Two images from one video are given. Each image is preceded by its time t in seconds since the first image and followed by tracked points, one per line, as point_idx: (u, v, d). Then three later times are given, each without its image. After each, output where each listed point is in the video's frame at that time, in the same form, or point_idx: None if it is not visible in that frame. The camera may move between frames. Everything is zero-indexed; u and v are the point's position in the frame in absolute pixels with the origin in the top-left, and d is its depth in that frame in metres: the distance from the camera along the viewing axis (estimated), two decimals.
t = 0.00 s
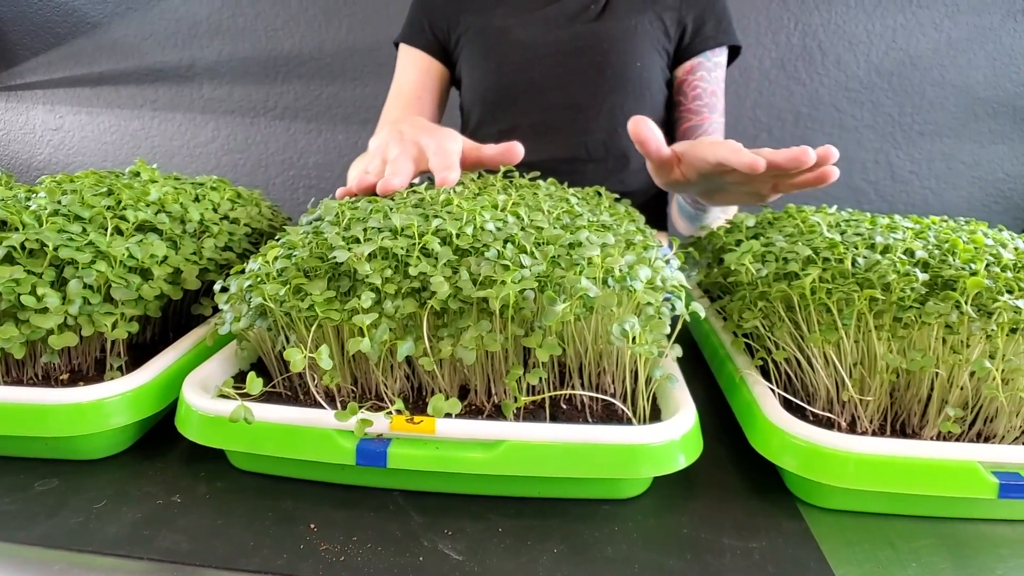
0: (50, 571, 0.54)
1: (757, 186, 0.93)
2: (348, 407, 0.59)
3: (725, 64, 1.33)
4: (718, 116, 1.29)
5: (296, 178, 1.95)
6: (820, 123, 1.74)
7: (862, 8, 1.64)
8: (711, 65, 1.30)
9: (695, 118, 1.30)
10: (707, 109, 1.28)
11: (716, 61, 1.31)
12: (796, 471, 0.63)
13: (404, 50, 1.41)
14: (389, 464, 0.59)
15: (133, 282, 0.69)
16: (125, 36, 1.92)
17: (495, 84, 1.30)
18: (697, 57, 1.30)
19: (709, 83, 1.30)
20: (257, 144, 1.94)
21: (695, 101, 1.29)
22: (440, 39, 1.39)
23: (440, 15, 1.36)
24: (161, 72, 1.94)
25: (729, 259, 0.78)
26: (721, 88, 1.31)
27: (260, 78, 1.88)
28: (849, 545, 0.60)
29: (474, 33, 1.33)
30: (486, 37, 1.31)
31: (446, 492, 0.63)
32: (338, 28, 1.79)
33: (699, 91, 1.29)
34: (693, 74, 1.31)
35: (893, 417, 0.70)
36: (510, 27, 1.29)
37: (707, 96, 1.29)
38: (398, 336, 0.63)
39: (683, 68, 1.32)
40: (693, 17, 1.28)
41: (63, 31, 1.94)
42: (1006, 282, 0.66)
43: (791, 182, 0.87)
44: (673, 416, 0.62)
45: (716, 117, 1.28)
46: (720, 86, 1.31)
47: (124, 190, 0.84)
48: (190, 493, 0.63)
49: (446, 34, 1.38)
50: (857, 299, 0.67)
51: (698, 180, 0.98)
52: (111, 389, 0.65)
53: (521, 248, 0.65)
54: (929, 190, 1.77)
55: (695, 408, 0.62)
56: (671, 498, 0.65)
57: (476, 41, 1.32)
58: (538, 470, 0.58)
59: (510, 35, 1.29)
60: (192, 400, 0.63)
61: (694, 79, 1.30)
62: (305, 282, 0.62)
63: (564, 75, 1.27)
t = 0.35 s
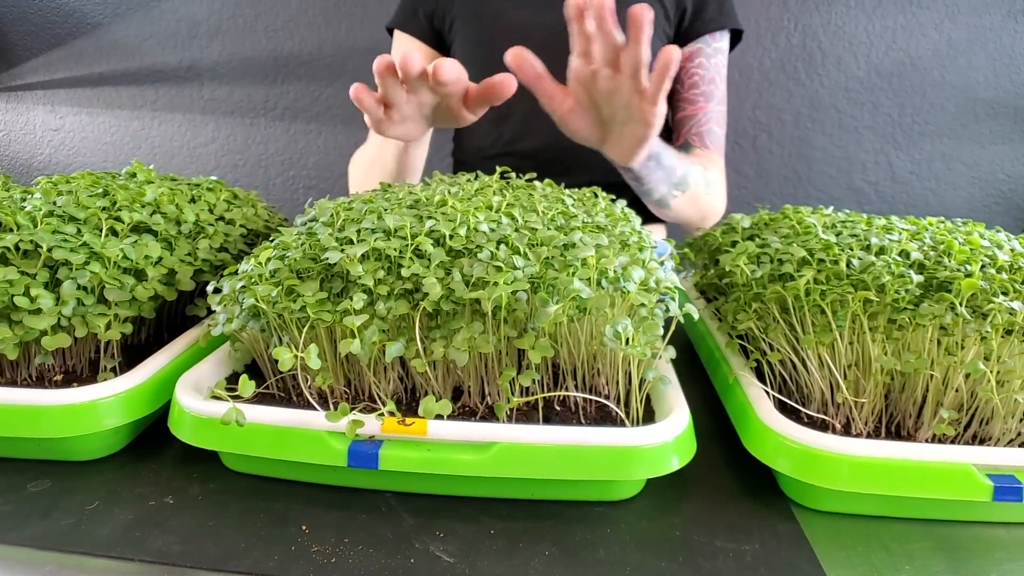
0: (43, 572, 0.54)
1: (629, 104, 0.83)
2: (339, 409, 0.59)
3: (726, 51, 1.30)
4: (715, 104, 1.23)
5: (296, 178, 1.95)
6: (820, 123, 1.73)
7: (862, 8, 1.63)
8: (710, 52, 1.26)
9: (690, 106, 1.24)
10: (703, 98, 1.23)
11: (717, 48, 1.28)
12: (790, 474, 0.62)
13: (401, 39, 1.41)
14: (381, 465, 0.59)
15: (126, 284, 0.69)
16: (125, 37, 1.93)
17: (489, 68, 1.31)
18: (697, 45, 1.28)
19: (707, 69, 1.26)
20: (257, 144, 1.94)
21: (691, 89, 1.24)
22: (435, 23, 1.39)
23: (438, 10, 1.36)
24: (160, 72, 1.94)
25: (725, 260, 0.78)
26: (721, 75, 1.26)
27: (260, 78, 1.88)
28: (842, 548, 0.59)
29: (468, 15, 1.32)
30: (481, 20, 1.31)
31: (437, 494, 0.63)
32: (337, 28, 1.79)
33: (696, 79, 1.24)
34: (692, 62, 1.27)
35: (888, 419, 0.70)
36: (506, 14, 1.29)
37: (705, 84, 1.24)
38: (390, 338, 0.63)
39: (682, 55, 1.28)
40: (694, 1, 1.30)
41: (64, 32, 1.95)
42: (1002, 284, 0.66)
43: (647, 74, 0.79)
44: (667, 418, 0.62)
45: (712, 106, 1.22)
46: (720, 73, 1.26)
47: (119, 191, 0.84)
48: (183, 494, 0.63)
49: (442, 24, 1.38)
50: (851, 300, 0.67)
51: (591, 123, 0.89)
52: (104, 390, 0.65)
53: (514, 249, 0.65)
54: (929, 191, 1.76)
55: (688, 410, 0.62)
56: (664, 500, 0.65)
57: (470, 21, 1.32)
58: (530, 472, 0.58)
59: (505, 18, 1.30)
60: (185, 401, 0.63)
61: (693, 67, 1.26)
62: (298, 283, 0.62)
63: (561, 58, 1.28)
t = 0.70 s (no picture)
0: None
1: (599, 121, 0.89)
2: (336, 412, 0.59)
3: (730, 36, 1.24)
4: (719, 100, 1.23)
5: (296, 180, 1.95)
6: (820, 125, 1.73)
7: (862, 9, 1.63)
8: (711, 43, 1.22)
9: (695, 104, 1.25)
10: (706, 96, 1.23)
11: (721, 37, 1.23)
12: (788, 477, 0.62)
13: (388, 27, 1.40)
14: (378, 469, 0.59)
15: (125, 286, 0.70)
16: (124, 38, 1.93)
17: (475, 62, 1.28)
18: (697, 37, 1.23)
19: (710, 64, 1.23)
20: (256, 145, 1.94)
21: (694, 88, 1.24)
22: (421, 11, 1.35)
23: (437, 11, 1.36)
24: (161, 74, 1.94)
25: (723, 263, 0.78)
26: (724, 66, 1.23)
27: (260, 80, 1.88)
28: (840, 553, 0.59)
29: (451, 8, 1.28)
30: (466, 12, 1.27)
31: (435, 497, 0.63)
32: (336, 29, 1.79)
33: (698, 76, 1.23)
34: (693, 56, 1.24)
35: (886, 422, 0.69)
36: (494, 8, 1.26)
37: (708, 80, 1.23)
38: (388, 342, 0.63)
39: (682, 48, 1.25)
40: None
41: (64, 34, 1.95)
42: (1001, 287, 0.66)
43: (613, 90, 0.85)
44: (664, 422, 0.62)
45: (716, 103, 1.22)
46: (723, 64, 1.23)
47: (119, 194, 0.84)
48: (180, 498, 0.63)
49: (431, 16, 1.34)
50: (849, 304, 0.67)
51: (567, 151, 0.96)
52: (102, 393, 0.65)
53: (512, 252, 0.64)
54: (929, 193, 1.76)
55: (686, 413, 0.62)
56: (662, 504, 0.65)
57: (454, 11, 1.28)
58: (527, 476, 0.58)
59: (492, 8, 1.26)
60: (182, 404, 0.63)
61: (694, 62, 1.23)
62: (295, 287, 0.62)
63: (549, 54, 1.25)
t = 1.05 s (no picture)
0: (39, 575, 0.54)
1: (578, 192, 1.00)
2: (336, 412, 0.59)
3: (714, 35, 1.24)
4: (702, 100, 1.24)
5: (294, 181, 1.95)
6: (819, 127, 1.73)
7: (861, 12, 1.63)
8: (696, 42, 1.23)
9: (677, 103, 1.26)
10: (690, 96, 1.24)
11: (705, 35, 1.23)
12: (788, 479, 0.62)
13: (362, 21, 1.32)
14: (378, 469, 0.58)
15: (125, 286, 0.70)
16: (124, 39, 1.93)
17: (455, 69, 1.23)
18: (682, 36, 1.23)
19: (693, 64, 1.23)
20: (255, 146, 1.94)
21: (678, 87, 1.25)
22: (398, 7, 1.28)
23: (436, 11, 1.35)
24: (159, 74, 1.94)
25: (723, 264, 0.78)
26: (708, 66, 1.24)
27: (259, 81, 1.88)
28: (841, 554, 0.59)
29: (432, 9, 1.23)
30: (446, 15, 1.22)
31: (435, 498, 0.63)
32: (335, 30, 1.78)
33: (682, 75, 1.24)
34: (677, 55, 1.24)
35: (886, 424, 0.69)
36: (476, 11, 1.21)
37: (691, 80, 1.24)
38: (388, 342, 0.63)
39: (666, 48, 1.25)
40: None
41: (63, 34, 1.95)
42: (999, 289, 0.66)
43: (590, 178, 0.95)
44: (665, 422, 0.62)
45: (698, 104, 1.24)
46: (707, 63, 1.24)
47: (118, 193, 0.84)
48: (179, 497, 0.63)
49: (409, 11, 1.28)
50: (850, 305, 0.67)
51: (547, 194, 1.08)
52: (102, 392, 0.65)
53: (512, 252, 0.64)
54: (928, 195, 1.76)
55: (687, 414, 0.62)
56: (662, 505, 0.64)
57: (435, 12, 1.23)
58: (528, 477, 0.58)
59: (472, 11, 1.21)
60: (182, 404, 0.63)
61: (678, 62, 1.24)
62: (296, 286, 0.62)
63: (533, 60, 1.21)
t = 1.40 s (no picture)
0: None
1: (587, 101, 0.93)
2: (337, 414, 0.59)
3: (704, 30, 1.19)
4: (693, 95, 1.19)
5: (294, 183, 1.95)
6: (819, 129, 1.73)
7: (861, 14, 1.63)
8: (687, 35, 1.17)
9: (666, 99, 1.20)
10: (680, 90, 1.18)
11: (695, 28, 1.18)
12: (791, 482, 0.62)
13: (346, 16, 1.20)
14: (379, 472, 0.58)
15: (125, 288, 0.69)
16: (124, 41, 1.93)
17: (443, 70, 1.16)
18: (672, 30, 1.17)
19: (683, 57, 1.18)
20: (255, 148, 1.94)
21: (667, 81, 1.18)
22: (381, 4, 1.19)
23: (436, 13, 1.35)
24: (159, 76, 1.94)
25: (725, 266, 0.78)
26: (699, 60, 1.18)
27: (259, 82, 1.88)
28: (843, 558, 0.59)
29: (416, 6, 1.14)
30: (431, 14, 1.14)
31: (435, 501, 0.63)
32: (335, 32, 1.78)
33: (672, 69, 1.18)
34: (667, 49, 1.18)
35: (888, 427, 0.69)
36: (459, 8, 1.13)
37: (681, 73, 1.18)
38: (388, 344, 0.63)
39: (655, 41, 1.19)
40: None
41: (64, 36, 1.95)
42: (1002, 291, 0.66)
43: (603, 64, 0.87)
44: (666, 425, 0.61)
45: (689, 98, 1.18)
46: (697, 57, 1.19)
47: (118, 195, 0.84)
48: (179, 500, 0.63)
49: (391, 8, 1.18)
50: (852, 308, 0.67)
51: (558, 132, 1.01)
52: (102, 394, 0.65)
53: (513, 255, 0.64)
54: (928, 197, 1.76)
55: (688, 417, 0.62)
56: (663, 508, 0.64)
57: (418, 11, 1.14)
58: (530, 479, 0.58)
59: (458, 9, 1.14)
60: (182, 406, 0.62)
61: (668, 55, 1.18)
62: (296, 288, 0.62)
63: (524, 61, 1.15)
